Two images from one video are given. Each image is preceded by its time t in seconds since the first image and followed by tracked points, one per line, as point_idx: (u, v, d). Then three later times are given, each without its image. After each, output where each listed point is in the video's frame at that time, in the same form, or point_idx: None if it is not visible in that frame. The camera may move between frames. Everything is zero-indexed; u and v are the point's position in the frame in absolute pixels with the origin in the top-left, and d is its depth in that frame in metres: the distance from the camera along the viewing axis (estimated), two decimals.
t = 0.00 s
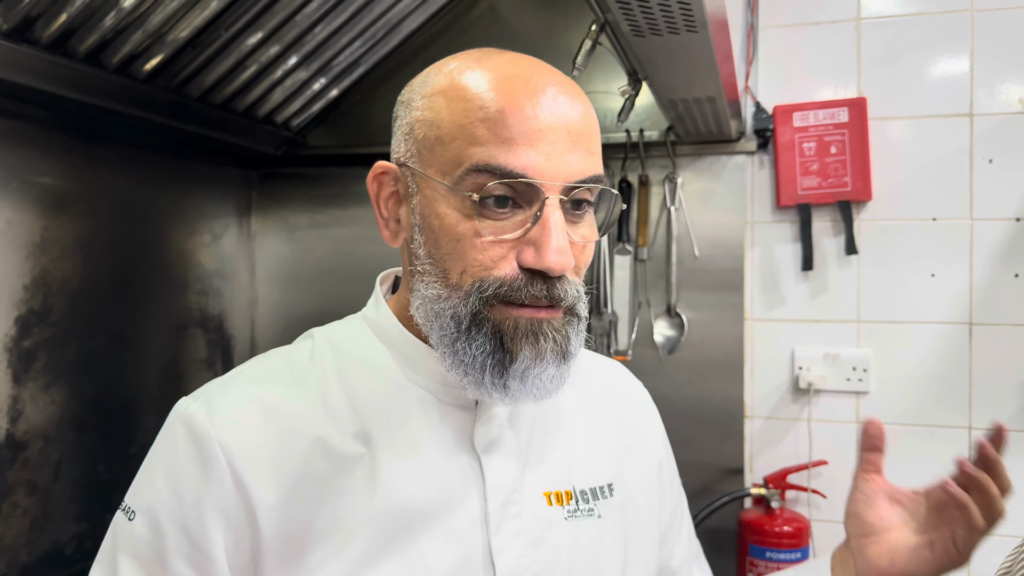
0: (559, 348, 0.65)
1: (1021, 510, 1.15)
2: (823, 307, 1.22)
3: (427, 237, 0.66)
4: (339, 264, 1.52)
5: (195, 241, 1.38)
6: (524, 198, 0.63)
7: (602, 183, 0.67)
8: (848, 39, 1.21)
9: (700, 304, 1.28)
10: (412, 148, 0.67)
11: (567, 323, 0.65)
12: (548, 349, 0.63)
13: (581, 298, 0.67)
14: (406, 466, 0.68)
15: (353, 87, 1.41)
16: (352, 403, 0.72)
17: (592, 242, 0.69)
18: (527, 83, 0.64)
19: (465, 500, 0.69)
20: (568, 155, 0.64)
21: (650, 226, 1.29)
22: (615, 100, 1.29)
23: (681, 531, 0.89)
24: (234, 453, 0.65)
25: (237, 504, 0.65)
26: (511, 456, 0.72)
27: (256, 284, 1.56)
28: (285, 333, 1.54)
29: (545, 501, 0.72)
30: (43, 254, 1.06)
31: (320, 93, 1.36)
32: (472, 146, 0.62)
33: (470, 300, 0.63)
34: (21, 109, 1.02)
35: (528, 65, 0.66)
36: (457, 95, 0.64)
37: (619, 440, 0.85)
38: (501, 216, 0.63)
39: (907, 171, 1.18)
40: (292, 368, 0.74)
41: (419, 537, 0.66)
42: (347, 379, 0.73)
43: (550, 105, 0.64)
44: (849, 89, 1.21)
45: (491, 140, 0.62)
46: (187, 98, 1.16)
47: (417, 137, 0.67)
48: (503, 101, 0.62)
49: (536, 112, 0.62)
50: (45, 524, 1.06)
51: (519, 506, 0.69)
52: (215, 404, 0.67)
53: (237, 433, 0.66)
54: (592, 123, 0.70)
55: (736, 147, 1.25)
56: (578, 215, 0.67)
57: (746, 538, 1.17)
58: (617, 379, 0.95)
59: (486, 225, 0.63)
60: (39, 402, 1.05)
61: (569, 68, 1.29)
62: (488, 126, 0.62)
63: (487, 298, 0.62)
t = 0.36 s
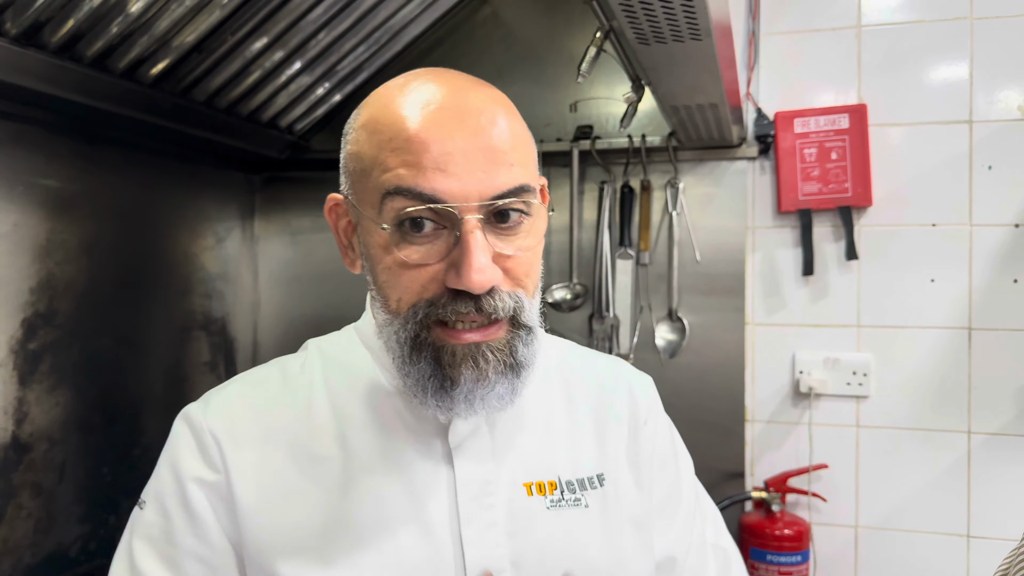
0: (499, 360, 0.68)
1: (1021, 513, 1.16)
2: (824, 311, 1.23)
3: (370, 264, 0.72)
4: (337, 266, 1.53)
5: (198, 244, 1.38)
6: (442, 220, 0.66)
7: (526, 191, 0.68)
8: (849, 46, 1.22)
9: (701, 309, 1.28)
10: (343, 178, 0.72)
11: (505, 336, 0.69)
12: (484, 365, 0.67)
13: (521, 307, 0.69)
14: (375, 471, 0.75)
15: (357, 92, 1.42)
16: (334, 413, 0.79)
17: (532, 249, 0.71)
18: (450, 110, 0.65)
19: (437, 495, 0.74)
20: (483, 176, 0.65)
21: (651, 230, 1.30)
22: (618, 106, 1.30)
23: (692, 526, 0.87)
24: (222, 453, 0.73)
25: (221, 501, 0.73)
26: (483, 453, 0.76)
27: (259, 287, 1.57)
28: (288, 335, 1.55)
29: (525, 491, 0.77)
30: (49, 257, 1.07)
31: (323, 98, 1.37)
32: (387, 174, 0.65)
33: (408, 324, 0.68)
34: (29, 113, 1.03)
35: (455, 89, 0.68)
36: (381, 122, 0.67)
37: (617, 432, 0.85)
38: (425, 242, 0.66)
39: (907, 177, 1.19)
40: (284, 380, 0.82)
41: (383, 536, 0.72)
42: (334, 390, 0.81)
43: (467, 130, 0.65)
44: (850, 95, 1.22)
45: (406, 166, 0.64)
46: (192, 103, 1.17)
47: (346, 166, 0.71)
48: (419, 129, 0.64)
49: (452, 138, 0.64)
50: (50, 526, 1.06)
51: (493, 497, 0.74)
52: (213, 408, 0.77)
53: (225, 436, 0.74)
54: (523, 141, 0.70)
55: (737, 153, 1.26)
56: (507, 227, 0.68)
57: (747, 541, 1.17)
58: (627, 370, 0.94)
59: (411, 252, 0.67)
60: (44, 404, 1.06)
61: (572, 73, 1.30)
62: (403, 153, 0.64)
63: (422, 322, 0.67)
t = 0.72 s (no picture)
0: (424, 347, 0.69)
1: (1020, 516, 1.16)
2: (824, 315, 1.24)
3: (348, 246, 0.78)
4: (337, 270, 1.54)
5: (202, 246, 1.39)
6: (380, 203, 0.69)
7: (465, 186, 0.69)
8: (851, 51, 1.23)
9: (703, 312, 1.29)
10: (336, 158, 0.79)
11: (432, 326, 0.69)
12: (408, 350, 0.68)
13: (450, 298, 0.69)
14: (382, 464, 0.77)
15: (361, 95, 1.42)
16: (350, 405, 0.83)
17: (473, 244, 0.70)
18: (402, 99, 0.69)
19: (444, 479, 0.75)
20: (416, 163, 0.67)
21: (653, 233, 1.31)
22: (621, 110, 1.31)
23: (712, 534, 0.81)
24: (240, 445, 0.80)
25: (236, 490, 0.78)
26: (479, 448, 0.76)
27: (262, 289, 1.57)
28: (291, 337, 1.55)
29: (523, 488, 0.77)
30: (55, 258, 1.07)
31: (326, 101, 1.37)
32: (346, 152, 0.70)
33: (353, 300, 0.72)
34: (35, 115, 1.04)
35: (423, 85, 0.71)
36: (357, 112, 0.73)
37: (627, 431, 0.82)
38: (369, 226, 0.70)
39: (908, 182, 1.20)
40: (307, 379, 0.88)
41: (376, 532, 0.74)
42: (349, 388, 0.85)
43: (408, 118, 0.67)
44: (851, 100, 1.23)
45: (354, 149, 0.70)
46: (197, 105, 1.18)
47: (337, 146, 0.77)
48: (372, 117, 0.69)
49: (395, 125, 0.67)
50: (53, 526, 1.06)
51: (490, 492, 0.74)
52: (238, 401, 0.84)
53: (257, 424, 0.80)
54: (478, 139, 0.71)
55: (740, 157, 1.26)
56: (446, 218, 0.69)
57: (748, 543, 1.18)
58: (656, 376, 0.89)
59: (359, 231, 0.71)
60: (49, 404, 1.06)
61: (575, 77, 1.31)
62: (356, 138, 0.70)
63: (359, 299, 0.71)
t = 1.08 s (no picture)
0: (480, 340, 0.71)
1: (1021, 518, 1.17)
2: (826, 317, 1.24)
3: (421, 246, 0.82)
4: (348, 270, 1.53)
5: (205, 246, 1.39)
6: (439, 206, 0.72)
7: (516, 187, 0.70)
8: (853, 55, 1.23)
9: (705, 314, 1.29)
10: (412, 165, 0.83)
11: (488, 318, 0.71)
12: (464, 341, 0.71)
13: (502, 292, 0.71)
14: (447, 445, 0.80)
15: (363, 96, 1.42)
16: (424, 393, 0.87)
17: (525, 240, 0.71)
18: (460, 106, 0.71)
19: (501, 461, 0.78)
20: (468, 168, 0.69)
21: (656, 235, 1.31)
22: (624, 112, 1.31)
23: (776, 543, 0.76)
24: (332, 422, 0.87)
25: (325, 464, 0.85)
26: (537, 438, 0.76)
27: (264, 289, 1.57)
28: (294, 337, 1.55)
29: (577, 479, 0.76)
30: (58, 258, 1.07)
31: (328, 102, 1.37)
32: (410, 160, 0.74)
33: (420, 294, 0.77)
34: (39, 114, 1.04)
35: (481, 91, 0.73)
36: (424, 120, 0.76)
37: (691, 430, 0.78)
38: (431, 228, 0.74)
39: (908, 185, 1.21)
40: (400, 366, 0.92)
41: (438, 513, 0.76)
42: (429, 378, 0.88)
43: (463, 125, 0.70)
44: (853, 103, 1.23)
45: (416, 155, 0.73)
46: (201, 105, 1.18)
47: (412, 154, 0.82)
48: (432, 124, 0.72)
49: (450, 133, 0.70)
50: (56, 526, 1.06)
51: (544, 483, 0.75)
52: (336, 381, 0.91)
53: (341, 406, 0.88)
54: (532, 142, 0.71)
55: (741, 159, 1.27)
56: (500, 216, 0.71)
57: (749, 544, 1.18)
58: (732, 372, 0.84)
59: (423, 233, 0.75)
60: (52, 404, 1.06)
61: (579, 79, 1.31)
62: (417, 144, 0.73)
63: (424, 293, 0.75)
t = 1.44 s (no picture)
0: (527, 347, 0.72)
1: None
2: (831, 319, 1.24)
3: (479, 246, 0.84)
4: (353, 271, 1.52)
5: (209, 246, 1.39)
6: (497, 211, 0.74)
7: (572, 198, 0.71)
8: (859, 56, 1.23)
9: (710, 315, 1.29)
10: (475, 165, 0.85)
11: (536, 326, 0.72)
12: (512, 345, 0.73)
13: (549, 301, 0.71)
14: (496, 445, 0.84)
15: (368, 96, 1.42)
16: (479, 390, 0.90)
17: (575, 252, 0.72)
18: (522, 112, 0.73)
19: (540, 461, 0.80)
20: (525, 175, 0.71)
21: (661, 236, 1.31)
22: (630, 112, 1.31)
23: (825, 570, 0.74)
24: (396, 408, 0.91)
25: (386, 446, 0.90)
26: (576, 448, 0.78)
27: (268, 289, 1.57)
28: (299, 337, 1.56)
29: (612, 492, 0.78)
30: (64, 257, 1.07)
31: (333, 103, 1.37)
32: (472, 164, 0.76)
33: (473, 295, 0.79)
34: (46, 114, 1.04)
35: (545, 97, 0.74)
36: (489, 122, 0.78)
37: (738, 451, 0.77)
38: (488, 229, 0.76)
39: (914, 187, 1.21)
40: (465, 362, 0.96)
41: (480, 508, 0.80)
42: (484, 379, 0.90)
43: (524, 131, 0.71)
44: (858, 105, 1.24)
45: (477, 158, 0.75)
46: (207, 105, 1.18)
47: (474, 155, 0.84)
48: (494, 129, 0.73)
49: (510, 139, 0.71)
50: (62, 525, 1.07)
51: (580, 492, 0.77)
52: (405, 369, 0.96)
53: (403, 394, 0.93)
54: (591, 151, 0.71)
55: (747, 161, 1.27)
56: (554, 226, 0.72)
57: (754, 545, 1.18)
58: (795, 391, 0.80)
59: (480, 235, 0.77)
60: (58, 403, 1.06)
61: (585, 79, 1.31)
62: (479, 147, 0.75)
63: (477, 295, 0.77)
